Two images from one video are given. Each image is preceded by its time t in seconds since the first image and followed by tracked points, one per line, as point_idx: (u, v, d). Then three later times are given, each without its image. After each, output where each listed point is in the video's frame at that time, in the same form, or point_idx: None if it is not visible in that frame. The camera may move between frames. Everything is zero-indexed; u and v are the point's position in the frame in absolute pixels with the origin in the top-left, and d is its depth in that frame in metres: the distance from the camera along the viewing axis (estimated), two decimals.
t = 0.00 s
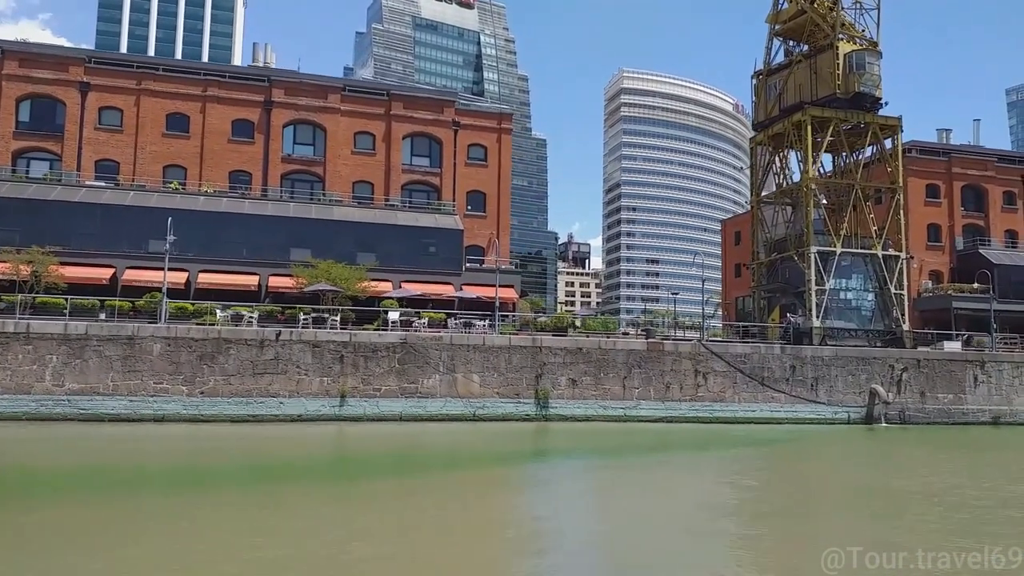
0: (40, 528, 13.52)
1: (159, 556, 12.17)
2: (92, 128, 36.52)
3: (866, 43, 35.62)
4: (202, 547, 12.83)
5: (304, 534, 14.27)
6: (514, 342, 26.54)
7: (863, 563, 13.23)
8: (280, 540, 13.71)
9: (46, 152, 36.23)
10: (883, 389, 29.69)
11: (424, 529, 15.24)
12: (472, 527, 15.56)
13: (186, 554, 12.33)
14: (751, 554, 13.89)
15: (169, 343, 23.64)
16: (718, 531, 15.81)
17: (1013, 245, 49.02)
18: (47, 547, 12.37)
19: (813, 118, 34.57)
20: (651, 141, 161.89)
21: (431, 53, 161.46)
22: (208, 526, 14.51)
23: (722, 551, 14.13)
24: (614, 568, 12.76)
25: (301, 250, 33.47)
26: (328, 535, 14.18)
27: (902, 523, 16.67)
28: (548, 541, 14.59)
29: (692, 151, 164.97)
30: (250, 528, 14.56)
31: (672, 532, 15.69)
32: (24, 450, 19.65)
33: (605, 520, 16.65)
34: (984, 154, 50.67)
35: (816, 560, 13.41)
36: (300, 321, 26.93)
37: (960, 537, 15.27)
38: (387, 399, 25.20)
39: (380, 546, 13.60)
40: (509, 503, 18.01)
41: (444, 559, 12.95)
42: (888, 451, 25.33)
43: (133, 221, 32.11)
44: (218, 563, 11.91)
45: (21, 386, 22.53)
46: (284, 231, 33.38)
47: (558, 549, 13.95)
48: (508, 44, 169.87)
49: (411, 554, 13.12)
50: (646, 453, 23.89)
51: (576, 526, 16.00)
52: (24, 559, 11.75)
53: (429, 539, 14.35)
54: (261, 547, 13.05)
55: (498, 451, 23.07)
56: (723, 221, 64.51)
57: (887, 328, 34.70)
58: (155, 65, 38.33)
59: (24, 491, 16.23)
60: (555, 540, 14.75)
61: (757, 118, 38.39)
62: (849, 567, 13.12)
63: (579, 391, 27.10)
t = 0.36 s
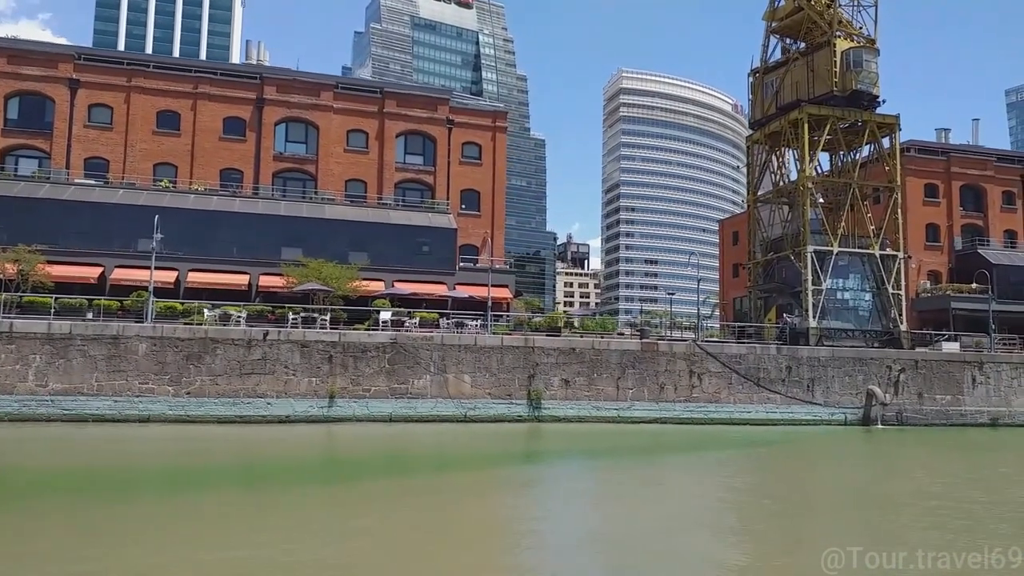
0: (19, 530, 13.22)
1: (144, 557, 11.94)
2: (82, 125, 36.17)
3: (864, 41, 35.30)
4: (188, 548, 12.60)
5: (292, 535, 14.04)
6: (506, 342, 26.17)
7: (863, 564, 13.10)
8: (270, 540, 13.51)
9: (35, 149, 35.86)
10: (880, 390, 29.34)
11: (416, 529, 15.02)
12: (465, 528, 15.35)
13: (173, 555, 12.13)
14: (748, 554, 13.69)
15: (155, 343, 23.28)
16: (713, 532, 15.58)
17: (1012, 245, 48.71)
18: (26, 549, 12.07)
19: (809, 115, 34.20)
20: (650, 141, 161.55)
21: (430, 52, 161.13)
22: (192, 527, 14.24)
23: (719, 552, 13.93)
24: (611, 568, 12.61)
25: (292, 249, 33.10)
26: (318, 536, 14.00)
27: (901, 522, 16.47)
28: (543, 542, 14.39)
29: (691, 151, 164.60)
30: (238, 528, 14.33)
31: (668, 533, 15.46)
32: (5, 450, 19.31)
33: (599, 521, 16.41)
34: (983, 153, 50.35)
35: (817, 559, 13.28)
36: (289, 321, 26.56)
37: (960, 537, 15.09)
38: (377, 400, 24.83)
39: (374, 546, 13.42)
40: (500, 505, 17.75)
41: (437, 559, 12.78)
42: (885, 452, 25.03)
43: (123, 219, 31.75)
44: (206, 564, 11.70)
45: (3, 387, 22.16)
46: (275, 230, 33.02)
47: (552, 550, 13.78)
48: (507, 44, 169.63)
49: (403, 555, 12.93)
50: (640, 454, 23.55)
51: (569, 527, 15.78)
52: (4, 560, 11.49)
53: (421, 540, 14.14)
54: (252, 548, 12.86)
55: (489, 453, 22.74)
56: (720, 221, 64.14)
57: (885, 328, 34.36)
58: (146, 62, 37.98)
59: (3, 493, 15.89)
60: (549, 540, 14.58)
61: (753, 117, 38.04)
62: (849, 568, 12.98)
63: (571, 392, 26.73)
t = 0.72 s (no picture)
0: None
1: (123, 560, 11.61)
2: (70, 122, 35.79)
3: (860, 36, 34.95)
4: (172, 550, 12.30)
5: (281, 536, 13.76)
6: (497, 341, 25.80)
7: (864, 563, 12.87)
8: (258, 541, 13.24)
9: (23, 146, 35.47)
10: (877, 389, 28.99)
11: (404, 530, 14.72)
12: (457, 528, 15.08)
13: (154, 558, 11.80)
14: (743, 555, 13.41)
15: (140, 342, 22.91)
16: (708, 532, 15.31)
17: (1010, 243, 48.38)
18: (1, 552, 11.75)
19: (805, 111, 33.83)
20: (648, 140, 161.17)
21: (428, 51, 160.50)
22: (173, 528, 13.91)
23: (714, 552, 13.64)
24: (607, 568, 12.38)
25: (283, 247, 32.74)
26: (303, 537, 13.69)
27: (899, 522, 16.19)
28: (535, 543, 14.08)
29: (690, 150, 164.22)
30: (221, 530, 14.01)
31: (663, 534, 15.18)
32: None
33: (591, 522, 16.10)
34: (982, 150, 49.99)
35: (815, 559, 13.01)
36: (277, 319, 26.19)
37: (959, 536, 14.84)
38: (366, 399, 24.47)
39: (365, 547, 13.16)
40: (492, 505, 17.46)
41: (428, 560, 12.53)
42: (882, 452, 24.69)
43: (111, 217, 31.36)
44: (190, 566, 11.41)
45: None
46: (265, 227, 32.65)
47: (549, 550, 13.53)
48: (505, 42, 169.10)
49: (394, 556, 12.66)
50: (633, 454, 23.21)
51: (560, 527, 15.47)
52: None
53: (410, 541, 13.84)
54: (236, 549, 12.55)
55: (480, 453, 22.38)
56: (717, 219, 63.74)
57: (882, 326, 34.04)
58: (135, 58, 37.61)
59: None
60: (543, 540, 14.33)
61: (749, 113, 37.69)
62: (849, 567, 12.74)
63: (564, 391, 26.37)
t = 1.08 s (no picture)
0: None
1: (101, 562, 11.31)
2: (59, 118, 35.45)
3: (857, 32, 34.63)
4: (154, 553, 12.03)
5: (268, 537, 13.49)
6: (489, 340, 25.46)
7: (863, 563, 12.65)
8: (243, 542, 12.98)
9: (11, 143, 35.10)
10: (874, 389, 28.66)
11: (393, 531, 14.44)
12: (448, 529, 14.83)
13: (134, 560, 11.52)
14: (739, 556, 13.16)
15: (124, 341, 22.55)
16: (704, 533, 15.05)
17: (1009, 242, 48.05)
18: None
19: (802, 108, 33.51)
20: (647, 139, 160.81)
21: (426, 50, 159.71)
22: (154, 530, 13.61)
23: (709, 553, 13.39)
24: (605, 568, 12.20)
25: (273, 245, 32.39)
26: (290, 538, 13.42)
27: (897, 522, 15.95)
28: (527, 543, 13.82)
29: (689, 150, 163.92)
30: (204, 531, 13.71)
31: (656, 534, 14.94)
32: None
33: (584, 522, 15.83)
34: (980, 149, 49.68)
35: (814, 560, 12.79)
36: (266, 318, 25.83)
37: (959, 536, 14.63)
38: (355, 399, 24.10)
39: (358, 548, 12.93)
40: (483, 505, 17.22)
41: (419, 560, 12.33)
42: (880, 453, 24.35)
43: (100, 214, 31.00)
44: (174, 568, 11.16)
45: None
46: (256, 225, 32.30)
47: (545, 549, 13.35)
48: (504, 41, 168.31)
49: (383, 556, 12.44)
50: (626, 455, 22.87)
51: (552, 528, 15.20)
52: None
53: (399, 542, 13.57)
54: (220, 551, 12.27)
55: (471, 454, 22.03)
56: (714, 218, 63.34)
57: (879, 326, 33.69)
58: (126, 54, 37.27)
59: None
60: (539, 539, 14.14)
61: (745, 111, 37.36)
62: (848, 567, 12.52)
63: (557, 391, 26.02)
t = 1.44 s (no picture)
0: None
1: (85, 565, 11.09)
2: (49, 115, 35.17)
3: (855, 28, 34.32)
4: (139, 555, 11.80)
5: (257, 539, 13.25)
6: (482, 339, 25.14)
7: (863, 563, 12.50)
8: (230, 544, 12.74)
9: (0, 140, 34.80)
10: (871, 389, 28.36)
11: (386, 533, 14.26)
12: (443, 530, 14.64)
13: (118, 562, 11.31)
14: (737, 556, 13.01)
15: (111, 340, 22.22)
16: (699, 533, 14.83)
17: (1008, 241, 47.74)
18: None
19: (799, 105, 33.19)
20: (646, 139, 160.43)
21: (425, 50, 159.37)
22: (138, 532, 13.37)
23: (708, 554, 13.21)
24: (604, 568, 12.05)
25: (265, 244, 32.08)
26: (281, 540, 13.26)
27: (896, 523, 15.76)
28: (523, 544, 13.66)
29: (688, 149, 163.62)
30: (190, 533, 13.48)
31: (654, 534, 14.73)
32: None
33: (579, 522, 15.64)
34: (979, 147, 49.37)
35: (814, 560, 12.65)
36: (255, 317, 25.51)
37: (957, 536, 14.45)
38: (345, 399, 23.78)
39: (349, 549, 12.75)
40: (476, 506, 17.00)
41: (415, 560, 12.16)
42: (877, 454, 24.05)
43: (90, 212, 30.70)
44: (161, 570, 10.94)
45: None
46: (248, 223, 31.99)
47: (543, 550, 13.19)
48: (503, 40, 167.91)
49: (379, 557, 12.28)
50: (621, 456, 22.56)
51: (546, 528, 15.02)
52: None
53: (393, 543, 13.38)
54: (208, 553, 12.08)
55: (463, 455, 21.75)
56: (712, 216, 62.97)
57: (877, 326, 33.37)
58: (117, 51, 36.98)
59: None
60: (535, 540, 13.95)
61: (742, 108, 37.05)
62: (848, 567, 12.37)
63: (550, 391, 25.69)
